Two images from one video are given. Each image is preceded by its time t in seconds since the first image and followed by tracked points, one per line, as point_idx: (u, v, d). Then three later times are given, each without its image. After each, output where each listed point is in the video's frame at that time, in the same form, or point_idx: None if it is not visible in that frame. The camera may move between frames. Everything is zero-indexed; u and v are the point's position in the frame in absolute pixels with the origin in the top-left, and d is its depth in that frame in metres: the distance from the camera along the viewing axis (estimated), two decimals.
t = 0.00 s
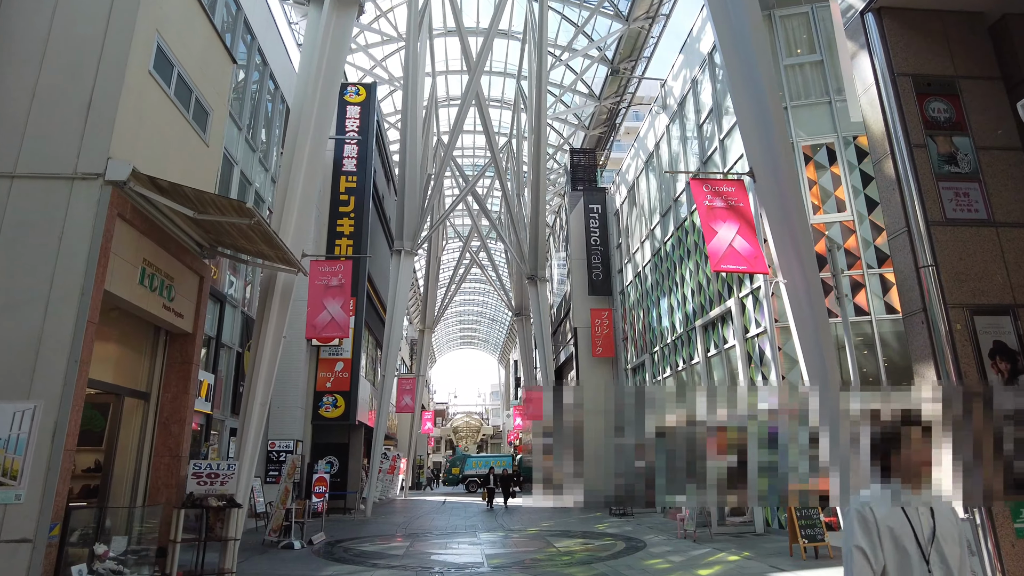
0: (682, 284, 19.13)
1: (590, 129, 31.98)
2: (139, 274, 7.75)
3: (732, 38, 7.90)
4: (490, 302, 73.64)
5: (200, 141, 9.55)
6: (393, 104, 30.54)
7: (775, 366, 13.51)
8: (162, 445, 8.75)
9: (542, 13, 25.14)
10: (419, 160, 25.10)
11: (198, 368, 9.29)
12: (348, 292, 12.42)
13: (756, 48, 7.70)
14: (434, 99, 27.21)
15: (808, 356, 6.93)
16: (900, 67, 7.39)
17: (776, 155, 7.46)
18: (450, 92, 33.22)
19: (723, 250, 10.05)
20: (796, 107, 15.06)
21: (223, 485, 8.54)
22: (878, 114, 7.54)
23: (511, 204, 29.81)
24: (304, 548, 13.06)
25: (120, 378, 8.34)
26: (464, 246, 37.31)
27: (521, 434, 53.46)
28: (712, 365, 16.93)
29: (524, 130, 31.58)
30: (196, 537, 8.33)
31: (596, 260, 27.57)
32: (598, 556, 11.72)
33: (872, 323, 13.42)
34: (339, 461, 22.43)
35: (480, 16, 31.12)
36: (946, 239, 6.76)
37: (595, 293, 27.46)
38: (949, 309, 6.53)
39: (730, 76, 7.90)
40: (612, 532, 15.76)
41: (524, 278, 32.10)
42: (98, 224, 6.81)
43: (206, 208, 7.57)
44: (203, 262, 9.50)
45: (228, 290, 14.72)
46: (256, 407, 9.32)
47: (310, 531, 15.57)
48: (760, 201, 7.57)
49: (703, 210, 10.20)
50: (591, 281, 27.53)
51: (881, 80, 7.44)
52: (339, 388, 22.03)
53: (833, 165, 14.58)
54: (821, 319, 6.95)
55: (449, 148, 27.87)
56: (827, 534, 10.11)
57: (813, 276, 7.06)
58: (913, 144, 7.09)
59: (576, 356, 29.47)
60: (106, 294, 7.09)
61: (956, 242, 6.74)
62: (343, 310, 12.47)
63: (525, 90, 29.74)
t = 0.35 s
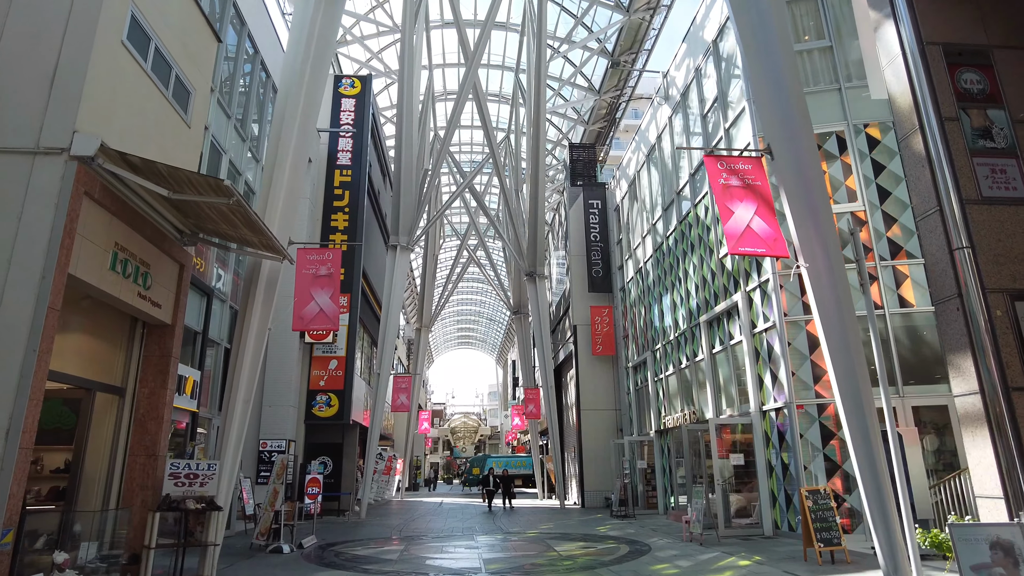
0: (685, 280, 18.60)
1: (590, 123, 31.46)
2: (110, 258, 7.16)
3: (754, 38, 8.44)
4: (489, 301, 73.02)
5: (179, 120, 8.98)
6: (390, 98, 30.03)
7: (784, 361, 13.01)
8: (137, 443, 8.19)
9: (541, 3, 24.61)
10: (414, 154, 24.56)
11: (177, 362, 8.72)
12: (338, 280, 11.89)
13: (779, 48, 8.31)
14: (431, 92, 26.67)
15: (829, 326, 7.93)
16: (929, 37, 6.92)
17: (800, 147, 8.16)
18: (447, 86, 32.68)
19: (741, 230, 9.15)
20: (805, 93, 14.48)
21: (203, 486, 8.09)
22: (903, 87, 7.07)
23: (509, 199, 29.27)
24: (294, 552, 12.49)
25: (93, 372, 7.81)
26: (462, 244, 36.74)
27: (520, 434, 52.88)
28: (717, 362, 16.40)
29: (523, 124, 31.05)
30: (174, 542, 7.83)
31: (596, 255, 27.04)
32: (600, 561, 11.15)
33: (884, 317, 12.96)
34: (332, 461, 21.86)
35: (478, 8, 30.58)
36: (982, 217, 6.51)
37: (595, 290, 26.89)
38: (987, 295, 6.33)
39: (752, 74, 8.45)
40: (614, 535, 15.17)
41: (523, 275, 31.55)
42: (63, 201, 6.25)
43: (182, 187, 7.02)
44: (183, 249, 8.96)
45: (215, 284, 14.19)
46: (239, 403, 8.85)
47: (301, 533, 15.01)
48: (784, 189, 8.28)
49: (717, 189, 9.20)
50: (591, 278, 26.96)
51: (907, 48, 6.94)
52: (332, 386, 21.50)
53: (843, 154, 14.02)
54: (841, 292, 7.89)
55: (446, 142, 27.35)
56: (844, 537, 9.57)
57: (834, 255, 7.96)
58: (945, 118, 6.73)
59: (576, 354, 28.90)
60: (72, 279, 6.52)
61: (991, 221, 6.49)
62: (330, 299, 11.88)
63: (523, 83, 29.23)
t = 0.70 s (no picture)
0: (691, 272, 18.08)
1: (591, 116, 30.94)
2: (83, 235, 6.62)
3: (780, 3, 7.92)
4: (488, 298, 72.49)
5: (162, 93, 8.42)
6: (388, 89, 29.50)
7: (798, 354, 12.52)
8: (113, 435, 7.66)
9: None
10: (413, 144, 24.04)
11: (159, 349, 8.20)
12: (330, 263, 11.39)
13: (806, 15, 7.81)
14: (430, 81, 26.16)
15: (862, 306, 7.49)
16: None
17: (828, 117, 7.66)
18: (446, 76, 32.13)
19: (766, 204, 8.68)
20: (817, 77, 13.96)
21: (184, 483, 7.54)
22: (943, 55, 6.86)
23: (510, 192, 28.77)
24: (285, 552, 11.95)
25: (67, 359, 7.28)
26: (461, 239, 36.26)
27: (520, 430, 52.36)
28: (725, 356, 15.88)
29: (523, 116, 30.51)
30: (155, 541, 7.23)
31: (599, 250, 26.58)
32: (607, 561, 10.62)
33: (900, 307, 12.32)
34: (327, 458, 21.37)
35: None
36: None
37: (596, 285, 26.31)
38: None
39: (777, 40, 7.92)
40: (618, 534, 14.66)
41: (524, 269, 31.03)
42: (26, 169, 5.72)
43: (160, 158, 6.51)
44: (167, 231, 8.45)
45: (205, 273, 13.66)
46: (224, 394, 8.38)
47: (294, 532, 14.47)
48: (813, 163, 7.79)
49: (742, 160, 8.73)
50: (593, 272, 26.37)
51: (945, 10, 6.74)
52: (328, 381, 20.99)
53: (858, 139, 13.38)
54: (876, 270, 7.44)
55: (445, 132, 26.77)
56: (865, 537, 9.04)
57: (866, 232, 7.50)
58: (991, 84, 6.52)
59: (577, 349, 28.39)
60: (36, 255, 5.99)
61: None
62: (323, 284, 11.44)
63: (524, 73, 28.67)
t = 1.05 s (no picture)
0: (697, 267, 17.54)
1: (592, 110, 30.46)
2: (45, 214, 6.05)
3: None
4: (487, 296, 71.98)
5: (138, 68, 7.87)
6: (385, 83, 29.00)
7: (810, 349, 11.98)
8: (82, 433, 7.10)
9: None
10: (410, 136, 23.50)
11: (134, 341, 7.66)
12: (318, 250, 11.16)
13: None
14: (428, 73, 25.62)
15: (895, 287, 6.98)
16: None
17: (858, 86, 7.06)
18: (444, 70, 31.63)
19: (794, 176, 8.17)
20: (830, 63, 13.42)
21: (158, 484, 6.99)
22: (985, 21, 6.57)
23: (509, 187, 28.26)
24: (273, 556, 11.38)
25: (32, 350, 6.73)
26: (459, 236, 35.75)
27: (518, 429, 51.80)
28: (732, 353, 15.35)
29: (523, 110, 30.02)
30: (129, 547, 6.73)
31: (599, 246, 26.07)
32: (610, 567, 10.08)
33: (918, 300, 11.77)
34: (321, 457, 20.85)
35: None
36: None
37: (597, 281, 25.74)
38: None
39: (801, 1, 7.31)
40: (621, 537, 14.12)
41: (523, 266, 30.52)
42: None
43: (129, 130, 5.99)
44: (144, 215, 7.92)
45: (191, 265, 13.12)
46: (204, 388, 7.84)
47: (284, 535, 13.90)
48: (841, 137, 7.23)
49: (765, 132, 8.39)
50: (593, 268, 25.80)
51: None
52: (323, 379, 20.45)
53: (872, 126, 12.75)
54: (911, 250, 6.91)
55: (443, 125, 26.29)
56: (888, 542, 8.48)
57: (900, 207, 6.96)
58: None
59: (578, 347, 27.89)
60: None
61: None
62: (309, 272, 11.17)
63: (523, 66, 28.18)
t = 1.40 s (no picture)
0: (700, 261, 16.98)
1: (591, 103, 29.94)
2: None
3: None
4: (484, 295, 71.38)
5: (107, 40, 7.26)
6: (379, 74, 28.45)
7: (822, 343, 11.44)
8: (37, 432, 6.48)
9: None
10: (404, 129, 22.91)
11: (98, 333, 7.06)
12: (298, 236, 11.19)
13: None
14: (423, 65, 25.04)
15: (942, 269, 6.96)
16: None
17: (898, 59, 7.07)
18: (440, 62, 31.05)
19: (823, 147, 8.07)
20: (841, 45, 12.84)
21: (122, 490, 6.37)
22: None
23: (506, 181, 27.68)
24: (257, 562, 10.77)
25: None
26: (456, 232, 35.16)
27: (515, 430, 51.23)
28: (738, 349, 14.80)
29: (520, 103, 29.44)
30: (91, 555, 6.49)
31: (598, 241, 25.49)
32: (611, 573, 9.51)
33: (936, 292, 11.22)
34: (311, 458, 20.32)
35: None
36: None
37: (596, 277, 25.16)
38: None
39: None
40: (623, 540, 13.53)
41: (521, 262, 29.94)
42: None
43: (81, 93, 5.36)
44: (111, 197, 7.39)
45: (173, 256, 12.53)
46: (174, 383, 7.25)
47: (271, 540, 13.28)
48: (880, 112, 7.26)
49: (790, 99, 8.13)
50: (592, 264, 25.21)
51: None
52: (314, 377, 19.85)
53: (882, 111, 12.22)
54: (959, 226, 6.85)
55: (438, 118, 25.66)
56: (913, 549, 7.88)
57: (946, 177, 6.91)
58: None
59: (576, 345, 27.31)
60: None
61: None
62: (290, 259, 11.26)
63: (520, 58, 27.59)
